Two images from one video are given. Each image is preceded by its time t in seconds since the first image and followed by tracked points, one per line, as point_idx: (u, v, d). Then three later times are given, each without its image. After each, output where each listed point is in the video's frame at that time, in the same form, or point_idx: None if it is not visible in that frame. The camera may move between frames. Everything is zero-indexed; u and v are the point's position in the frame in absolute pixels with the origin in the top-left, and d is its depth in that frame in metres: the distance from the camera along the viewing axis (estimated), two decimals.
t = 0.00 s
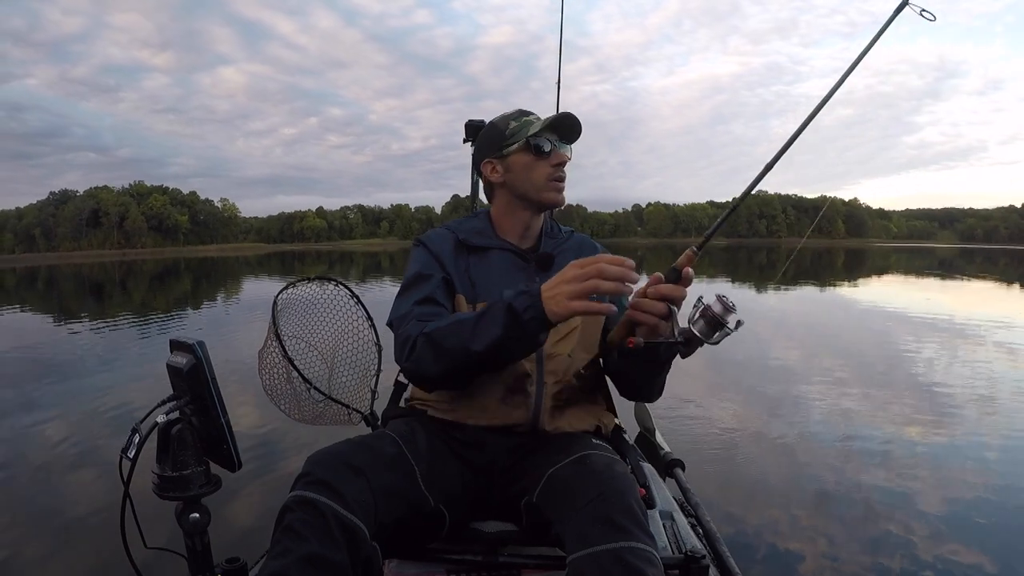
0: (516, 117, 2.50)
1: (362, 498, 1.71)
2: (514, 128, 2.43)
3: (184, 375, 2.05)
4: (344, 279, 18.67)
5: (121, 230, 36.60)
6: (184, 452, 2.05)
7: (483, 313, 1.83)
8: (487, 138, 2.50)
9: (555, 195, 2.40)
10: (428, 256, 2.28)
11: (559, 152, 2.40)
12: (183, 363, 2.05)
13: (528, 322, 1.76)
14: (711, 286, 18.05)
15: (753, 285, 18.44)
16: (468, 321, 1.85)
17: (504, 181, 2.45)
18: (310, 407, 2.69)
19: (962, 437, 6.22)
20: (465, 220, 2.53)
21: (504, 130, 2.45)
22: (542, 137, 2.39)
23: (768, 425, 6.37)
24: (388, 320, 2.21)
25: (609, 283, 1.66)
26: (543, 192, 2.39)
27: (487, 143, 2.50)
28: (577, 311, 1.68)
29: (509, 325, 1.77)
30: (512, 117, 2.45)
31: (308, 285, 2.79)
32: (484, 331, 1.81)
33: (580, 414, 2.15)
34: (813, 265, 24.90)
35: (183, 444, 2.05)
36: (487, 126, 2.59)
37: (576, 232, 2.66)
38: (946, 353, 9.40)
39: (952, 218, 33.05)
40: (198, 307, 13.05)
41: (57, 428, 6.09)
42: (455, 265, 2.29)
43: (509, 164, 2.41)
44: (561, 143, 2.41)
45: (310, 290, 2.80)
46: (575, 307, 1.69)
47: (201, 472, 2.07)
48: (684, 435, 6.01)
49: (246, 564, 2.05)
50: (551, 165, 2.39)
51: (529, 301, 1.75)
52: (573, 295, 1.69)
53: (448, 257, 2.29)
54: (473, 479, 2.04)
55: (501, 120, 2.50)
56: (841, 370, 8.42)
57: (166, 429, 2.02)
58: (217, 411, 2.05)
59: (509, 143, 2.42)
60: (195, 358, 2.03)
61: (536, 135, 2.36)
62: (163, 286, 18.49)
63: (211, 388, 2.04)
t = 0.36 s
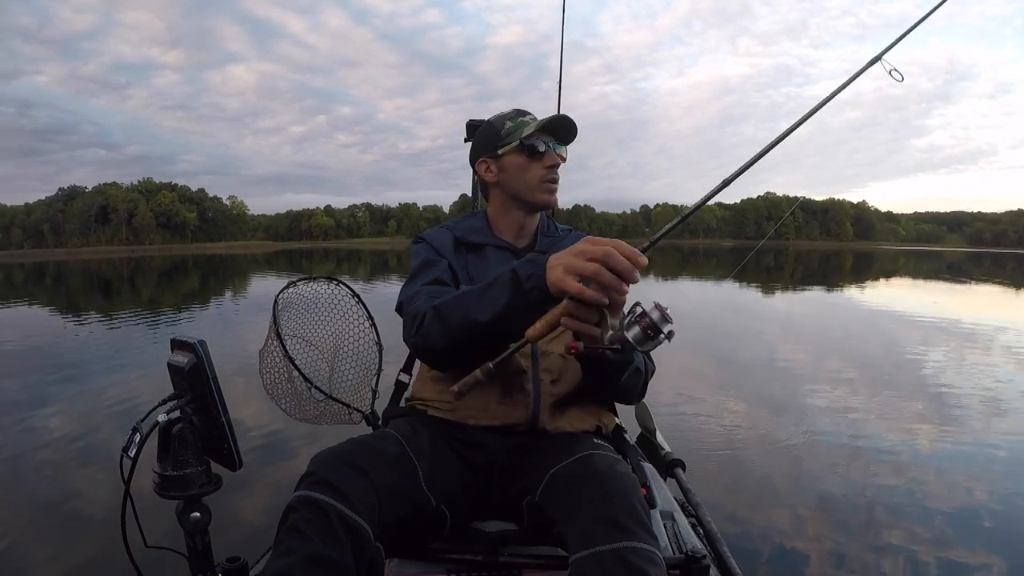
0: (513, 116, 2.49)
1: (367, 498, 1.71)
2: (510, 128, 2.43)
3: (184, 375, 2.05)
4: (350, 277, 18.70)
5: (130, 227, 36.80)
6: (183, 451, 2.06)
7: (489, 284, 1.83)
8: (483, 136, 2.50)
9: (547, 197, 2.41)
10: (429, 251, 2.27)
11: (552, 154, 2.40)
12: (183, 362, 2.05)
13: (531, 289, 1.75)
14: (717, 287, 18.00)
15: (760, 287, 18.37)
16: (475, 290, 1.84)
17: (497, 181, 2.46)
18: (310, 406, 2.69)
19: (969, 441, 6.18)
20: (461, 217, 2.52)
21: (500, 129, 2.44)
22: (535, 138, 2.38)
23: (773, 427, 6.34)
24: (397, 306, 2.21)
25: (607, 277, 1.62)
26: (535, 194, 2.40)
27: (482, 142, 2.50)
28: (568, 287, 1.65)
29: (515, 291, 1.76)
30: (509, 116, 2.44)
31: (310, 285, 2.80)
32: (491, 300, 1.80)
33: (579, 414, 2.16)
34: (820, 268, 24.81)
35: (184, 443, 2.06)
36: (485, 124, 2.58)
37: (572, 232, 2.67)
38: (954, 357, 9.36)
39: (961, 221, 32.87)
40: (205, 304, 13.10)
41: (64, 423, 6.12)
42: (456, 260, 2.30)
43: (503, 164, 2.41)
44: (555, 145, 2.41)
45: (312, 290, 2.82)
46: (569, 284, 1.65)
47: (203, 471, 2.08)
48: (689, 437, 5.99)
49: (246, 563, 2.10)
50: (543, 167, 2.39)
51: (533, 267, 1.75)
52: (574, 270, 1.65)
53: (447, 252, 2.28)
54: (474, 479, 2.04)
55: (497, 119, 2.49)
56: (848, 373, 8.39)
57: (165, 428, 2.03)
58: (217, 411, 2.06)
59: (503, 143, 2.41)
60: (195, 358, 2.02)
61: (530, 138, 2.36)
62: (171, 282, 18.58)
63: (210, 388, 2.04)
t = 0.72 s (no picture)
0: (508, 114, 2.43)
1: (371, 499, 1.71)
2: (496, 132, 2.41)
3: (185, 374, 2.06)
4: (358, 276, 18.72)
5: (138, 224, 36.97)
6: (184, 450, 2.07)
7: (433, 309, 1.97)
8: (483, 135, 2.52)
9: (526, 207, 2.40)
10: (417, 262, 2.30)
11: (530, 163, 2.36)
12: (184, 362, 2.06)
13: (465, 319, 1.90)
14: (724, 288, 17.95)
15: (768, 288, 18.31)
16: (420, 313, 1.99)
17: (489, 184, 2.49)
18: (310, 406, 2.71)
19: (978, 446, 6.14)
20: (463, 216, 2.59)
21: (491, 131, 2.44)
22: (514, 146, 2.36)
23: (778, 429, 6.31)
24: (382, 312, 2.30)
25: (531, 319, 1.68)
26: (513, 202, 2.41)
27: (481, 141, 2.52)
28: (494, 319, 1.71)
29: (450, 319, 1.92)
30: (502, 116, 2.41)
31: (310, 285, 2.80)
32: (432, 324, 1.95)
33: (579, 415, 2.16)
34: (828, 270, 24.70)
35: (184, 442, 2.07)
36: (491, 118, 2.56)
37: (575, 231, 2.64)
38: (962, 361, 9.30)
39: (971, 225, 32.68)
40: (211, 302, 13.13)
41: (71, 419, 6.15)
42: (445, 266, 2.31)
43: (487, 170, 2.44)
44: (534, 154, 2.36)
45: (311, 290, 2.81)
46: (497, 315, 1.71)
47: (202, 471, 2.09)
48: (693, 438, 5.97)
49: (246, 562, 2.11)
50: (521, 176, 2.38)
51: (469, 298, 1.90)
52: (502, 304, 1.71)
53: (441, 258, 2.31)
54: (474, 478, 2.05)
55: (494, 118, 2.47)
56: (855, 376, 8.35)
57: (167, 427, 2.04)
58: (217, 410, 2.06)
59: (490, 148, 2.42)
60: (197, 358, 2.03)
61: (506, 146, 2.34)
62: (178, 280, 18.65)
63: (210, 387, 2.05)
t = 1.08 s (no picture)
0: (507, 115, 2.41)
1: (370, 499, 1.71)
2: (495, 133, 2.40)
3: (184, 374, 2.06)
4: (364, 275, 18.75)
5: (145, 222, 37.10)
6: (184, 451, 2.07)
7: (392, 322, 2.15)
8: (482, 135, 2.50)
9: (524, 210, 2.39)
10: (407, 268, 2.34)
11: (528, 167, 2.35)
12: (182, 362, 2.06)
13: (413, 328, 2.07)
14: (730, 289, 17.91)
15: (775, 289, 18.24)
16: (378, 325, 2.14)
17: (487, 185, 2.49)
18: (312, 407, 2.67)
19: (986, 448, 6.11)
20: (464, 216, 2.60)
21: (491, 131, 2.42)
22: (514, 149, 2.35)
23: (783, 430, 6.30)
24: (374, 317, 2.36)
25: (466, 329, 1.85)
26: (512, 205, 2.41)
27: (480, 141, 2.51)
28: (435, 326, 1.86)
29: (399, 332, 2.10)
30: (502, 117, 2.39)
31: (309, 285, 2.80)
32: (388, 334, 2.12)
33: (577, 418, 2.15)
34: (835, 271, 24.61)
35: (184, 443, 2.07)
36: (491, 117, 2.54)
37: (575, 232, 2.63)
38: (969, 362, 9.27)
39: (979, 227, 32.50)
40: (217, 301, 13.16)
41: (78, 416, 6.18)
42: (436, 269, 2.34)
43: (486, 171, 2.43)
44: (533, 157, 2.35)
45: (311, 291, 2.81)
46: (438, 321, 1.86)
47: (202, 471, 2.09)
48: (699, 439, 5.95)
49: (246, 562, 2.10)
50: (520, 179, 2.37)
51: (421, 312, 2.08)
52: (444, 313, 1.86)
53: (437, 262, 2.35)
54: (474, 479, 2.05)
55: (494, 118, 2.46)
56: (861, 377, 8.32)
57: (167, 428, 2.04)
58: (216, 411, 2.07)
59: (489, 149, 2.41)
60: (196, 358, 2.04)
61: (505, 149, 2.33)
62: (185, 278, 18.69)
63: (209, 387, 2.06)
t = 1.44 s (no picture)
0: (530, 117, 2.42)
1: (368, 499, 1.71)
2: (526, 132, 2.37)
3: (184, 373, 2.07)
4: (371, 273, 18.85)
5: (154, 218, 37.27)
6: (183, 449, 2.08)
7: (384, 333, 2.18)
8: (495, 132, 2.43)
9: (555, 210, 2.39)
10: (406, 274, 2.36)
11: (564, 168, 2.37)
12: (182, 361, 2.07)
13: (402, 340, 2.11)
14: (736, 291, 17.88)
15: (782, 291, 18.21)
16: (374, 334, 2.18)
17: (506, 184, 2.43)
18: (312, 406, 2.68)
19: (993, 452, 6.09)
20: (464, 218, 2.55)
21: (516, 130, 2.39)
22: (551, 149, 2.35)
23: (787, 433, 6.28)
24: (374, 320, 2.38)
25: (448, 341, 1.87)
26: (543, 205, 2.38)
27: (494, 138, 2.43)
28: (419, 338, 1.90)
29: (390, 344, 2.14)
30: (531, 118, 2.39)
31: (309, 284, 2.80)
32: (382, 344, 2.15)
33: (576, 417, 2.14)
34: (842, 274, 24.55)
35: (183, 442, 2.08)
36: (495, 116, 2.50)
37: (577, 232, 2.61)
38: (977, 367, 9.23)
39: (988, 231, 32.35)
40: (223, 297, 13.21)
41: (85, 411, 6.21)
42: (436, 271, 2.35)
43: (515, 170, 2.38)
44: (570, 159, 2.38)
45: (310, 290, 2.82)
46: (421, 336, 1.89)
47: (201, 470, 2.10)
48: (702, 441, 5.94)
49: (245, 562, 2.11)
50: (555, 179, 2.37)
51: (409, 325, 2.11)
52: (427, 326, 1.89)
53: (438, 265, 2.36)
54: (473, 478, 2.05)
55: (513, 117, 2.42)
56: (867, 380, 8.29)
57: (167, 427, 2.05)
58: (215, 410, 2.08)
59: (519, 148, 2.36)
60: (196, 357, 2.05)
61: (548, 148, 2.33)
62: (192, 275, 18.75)
63: (209, 387, 2.07)
